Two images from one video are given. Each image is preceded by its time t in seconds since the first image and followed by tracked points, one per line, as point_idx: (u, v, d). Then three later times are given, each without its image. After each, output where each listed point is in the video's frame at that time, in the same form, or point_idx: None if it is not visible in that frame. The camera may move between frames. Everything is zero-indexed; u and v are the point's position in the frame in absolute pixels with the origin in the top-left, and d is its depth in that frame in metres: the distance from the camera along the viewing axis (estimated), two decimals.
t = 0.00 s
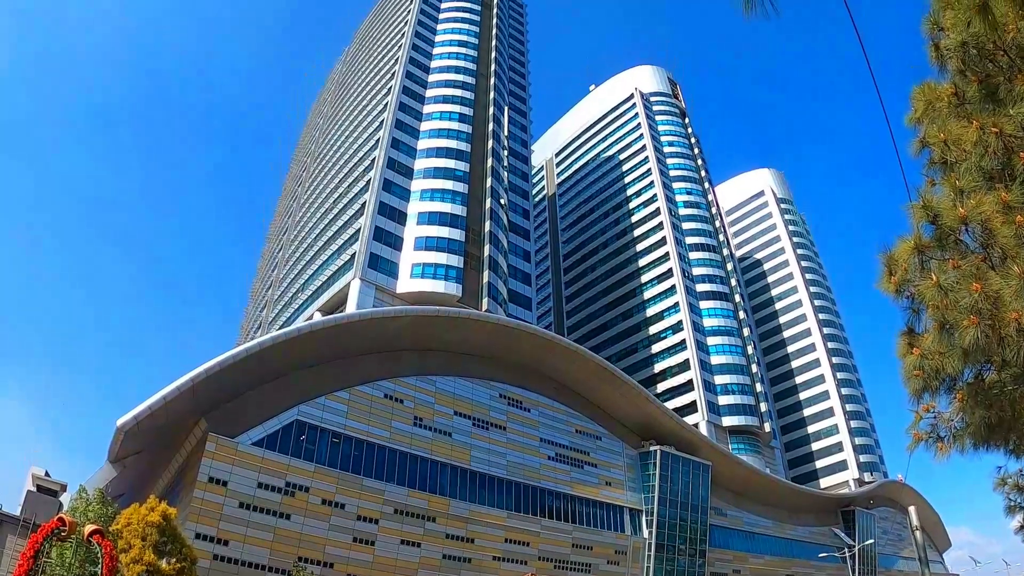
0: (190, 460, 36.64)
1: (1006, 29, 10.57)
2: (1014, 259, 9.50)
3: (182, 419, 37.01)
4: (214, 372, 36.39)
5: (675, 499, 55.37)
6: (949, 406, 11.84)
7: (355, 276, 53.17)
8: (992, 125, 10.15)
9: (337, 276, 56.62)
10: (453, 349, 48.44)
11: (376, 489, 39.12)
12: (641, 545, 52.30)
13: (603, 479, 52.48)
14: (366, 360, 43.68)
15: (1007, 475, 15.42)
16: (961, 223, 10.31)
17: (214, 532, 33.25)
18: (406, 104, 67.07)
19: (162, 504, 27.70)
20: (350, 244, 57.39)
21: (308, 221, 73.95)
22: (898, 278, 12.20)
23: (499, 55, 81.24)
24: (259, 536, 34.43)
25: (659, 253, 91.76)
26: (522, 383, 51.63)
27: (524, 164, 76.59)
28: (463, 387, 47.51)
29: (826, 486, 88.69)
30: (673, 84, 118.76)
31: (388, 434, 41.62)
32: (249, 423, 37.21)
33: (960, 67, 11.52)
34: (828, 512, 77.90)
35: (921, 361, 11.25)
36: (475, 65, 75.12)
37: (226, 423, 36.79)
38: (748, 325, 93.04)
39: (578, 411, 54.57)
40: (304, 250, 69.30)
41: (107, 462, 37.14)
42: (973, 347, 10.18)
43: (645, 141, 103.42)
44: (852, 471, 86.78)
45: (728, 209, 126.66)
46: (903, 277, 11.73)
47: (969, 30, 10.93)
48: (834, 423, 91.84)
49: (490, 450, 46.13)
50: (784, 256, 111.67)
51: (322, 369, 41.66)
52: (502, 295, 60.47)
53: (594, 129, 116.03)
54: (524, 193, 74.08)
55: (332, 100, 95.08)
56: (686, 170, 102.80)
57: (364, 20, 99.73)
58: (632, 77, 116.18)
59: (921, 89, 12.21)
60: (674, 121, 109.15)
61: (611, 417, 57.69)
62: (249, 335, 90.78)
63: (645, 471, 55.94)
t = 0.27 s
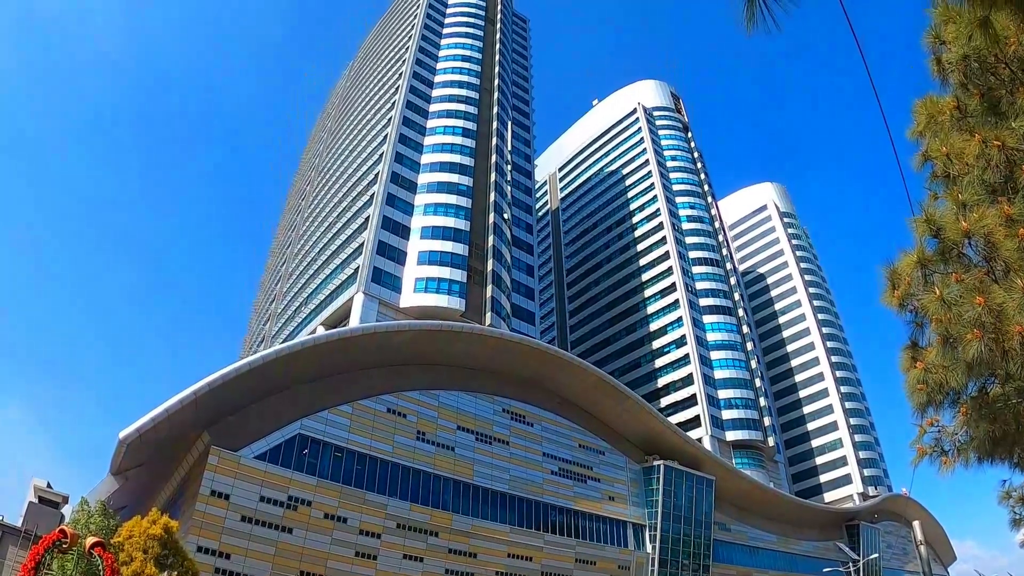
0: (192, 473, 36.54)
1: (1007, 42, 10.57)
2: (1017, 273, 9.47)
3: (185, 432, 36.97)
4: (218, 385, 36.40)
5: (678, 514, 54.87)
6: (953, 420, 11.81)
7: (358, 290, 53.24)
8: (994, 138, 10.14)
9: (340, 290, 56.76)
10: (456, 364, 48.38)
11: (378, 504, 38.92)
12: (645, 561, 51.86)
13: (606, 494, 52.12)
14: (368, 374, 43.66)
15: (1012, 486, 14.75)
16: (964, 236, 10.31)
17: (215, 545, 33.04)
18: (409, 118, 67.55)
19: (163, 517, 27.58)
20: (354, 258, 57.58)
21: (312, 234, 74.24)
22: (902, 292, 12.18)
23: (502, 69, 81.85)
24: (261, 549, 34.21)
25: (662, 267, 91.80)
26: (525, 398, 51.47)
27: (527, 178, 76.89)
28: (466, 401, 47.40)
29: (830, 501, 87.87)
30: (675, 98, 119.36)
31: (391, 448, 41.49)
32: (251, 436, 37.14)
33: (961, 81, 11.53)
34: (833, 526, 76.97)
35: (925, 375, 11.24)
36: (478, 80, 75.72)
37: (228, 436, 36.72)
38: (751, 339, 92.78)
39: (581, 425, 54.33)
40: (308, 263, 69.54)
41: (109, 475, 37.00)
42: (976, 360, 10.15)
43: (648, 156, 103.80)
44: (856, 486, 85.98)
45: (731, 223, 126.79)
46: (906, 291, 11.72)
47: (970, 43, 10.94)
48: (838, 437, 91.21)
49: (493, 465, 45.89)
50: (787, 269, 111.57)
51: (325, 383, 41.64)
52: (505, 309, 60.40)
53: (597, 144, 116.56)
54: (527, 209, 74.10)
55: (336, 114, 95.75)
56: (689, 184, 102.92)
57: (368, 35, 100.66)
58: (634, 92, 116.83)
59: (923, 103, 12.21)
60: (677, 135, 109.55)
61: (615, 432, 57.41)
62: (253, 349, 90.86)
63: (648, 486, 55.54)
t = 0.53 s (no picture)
0: (190, 481, 36.36)
1: (1004, 55, 10.60)
2: (1015, 284, 9.47)
3: (183, 441, 36.85)
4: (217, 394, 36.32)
5: (677, 525, 54.56)
6: (952, 432, 11.80)
7: (357, 300, 53.27)
8: (992, 150, 10.15)
9: (339, 299, 56.77)
10: (454, 374, 48.31)
11: (376, 514, 38.73)
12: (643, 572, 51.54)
13: (604, 505, 51.89)
14: (367, 384, 43.60)
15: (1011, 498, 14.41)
16: (962, 248, 10.33)
17: (212, 554, 32.83)
18: (410, 128, 67.81)
19: (160, 526, 27.46)
20: (353, 268, 57.66)
21: (312, 243, 74.28)
22: (901, 303, 12.21)
23: (502, 80, 82.28)
24: (258, 558, 33.98)
25: (661, 278, 91.95)
26: (524, 409, 51.37)
27: (527, 189, 77.10)
28: (465, 412, 47.30)
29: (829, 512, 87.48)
30: (675, 110, 119.90)
31: (389, 458, 41.34)
32: (250, 445, 37.02)
33: (959, 93, 11.53)
34: (831, 537, 76.52)
35: (923, 386, 11.25)
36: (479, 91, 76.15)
37: (226, 444, 36.59)
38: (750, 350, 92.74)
39: (580, 436, 54.17)
40: (307, 273, 69.56)
41: (106, 483, 36.70)
42: (975, 372, 10.15)
43: (647, 167, 104.15)
44: (855, 497, 85.61)
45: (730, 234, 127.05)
46: (905, 302, 11.75)
47: (967, 55, 10.97)
48: (837, 448, 91.00)
49: (491, 476, 45.72)
50: (786, 280, 111.76)
51: (324, 393, 41.55)
52: (504, 319, 60.40)
53: (596, 155, 116.97)
54: (527, 219, 74.42)
55: (336, 123, 96.07)
56: (688, 196, 103.14)
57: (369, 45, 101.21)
58: (634, 103, 117.40)
59: (922, 115, 12.24)
60: (676, 146, 109.95)
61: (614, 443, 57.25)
62: (251, 359, 90.72)
63: (647, 497, 55.29)
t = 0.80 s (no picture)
0: (185, 490, 36.11)
1: (999, 64, 10.66)
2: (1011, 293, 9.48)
3: (178, 449, 36.66)
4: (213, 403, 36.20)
5: (674, 536, 54.25)
6: (948, 442, 11.79)
7: (353, 310, 53.20)
8: (987, 160, 10.20)
9: (335, 309, 56.69)
10: (451, 384, 48.22)
11: (372, 524, 38.45)
12: None
13: (601, 515, 51.65)
14: (363, 394, 43.49)
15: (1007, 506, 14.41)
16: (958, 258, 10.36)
17: (207, 563, 32.47)
18: (406, 138, 68.03)
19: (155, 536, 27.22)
20: (349, 278, 57.66)
21: (308, 253, 74.18)
22: (897, 313, 12.24)
23: (499, 91, 82.68)
24: (253, 569, 33.62)
25: (657, 288, 92.15)
26: (521, 419, 51.24)
27: (524, 199, 77.33)
28: (461, 422, 47.15)
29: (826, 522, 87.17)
30: (671, 120, 120.50)
31: (385, 468, 41.12)
32: (245, 454, 36.85)
33: (954, 104, 11.60)
34: (829, 548, 76.21)
35: (919, 396, 11.25)
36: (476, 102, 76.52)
37: (222, 454, 36.40)
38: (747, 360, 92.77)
39: (576, 446, 54.02)
40: (303, 282, 69.45)
41: (101, 491, 36.34)
42: (971, 382, 10.15)
43: (644, 178, 104.49)
44: (852, 507, 85.37)
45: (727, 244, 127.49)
46: (900, 312, 11.78)
47: (962, 66, 11.03)
48: (834, 457, 90.89)
49: (487, 486, 45.49)
50: (782, 291, 112.09)
51: (320, 403, 41.42)
52: (501, 330, 60.34)
53: (593, 165, 117.42)
54: (524, 229, 74.62)
55: (333, 133, 96.23)
56: (685, 206, 103.39)
57: (367, 56, 101.63)
58: (630, 114, 118.02)
59: (917, 125, 12.31)
60: (673, 157, 110.32)
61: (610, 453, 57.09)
62: (246, 369, 90.33)
63: (643, 508, 55.07)
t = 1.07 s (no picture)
0: (181, 496, 35.87)
1: (994, 70, 10.70)
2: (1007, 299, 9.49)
3: (174, 455, 36.46)
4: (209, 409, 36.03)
5: (671, 542, 54.07)
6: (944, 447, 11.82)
7: (350, 316, 53.10)
8: (982, 165, 10.22)
9: (331, 315, 56.57)
10: (447, 391, 48.17)
11: (368, 530, 38.27)
12: None
13: (597, 521, 51.53)
14: (359, 400, 43.40)
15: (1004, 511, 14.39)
16: (953, 263, 10.37)
17: (202, 570, 32.22)
18: (403, 144, 68.07)
19: (151, 542, 27.04)
20: (345, 284, 57.59)
21: (305, 259, 74.06)
22: (893, 319, 12.27)
23: (495, 97, 82.83)
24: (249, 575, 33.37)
25: (654, 294, 92.29)
26: (517, 426, 51.17)
27: (520, 205, 77.44)
28: (458, 428, 47.07)
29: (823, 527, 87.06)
30: (667, 126, 120.83)
31: (381, 475, 40.98)
32: (242, 460, 36.68)
33: (950, 109, 11.63)
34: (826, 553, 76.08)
35: (915, 402, 11.27)
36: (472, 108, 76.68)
37: (219, 460, 36.21)
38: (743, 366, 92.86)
39: (573, 453, 53.94)
40: (300, 288, 69.32)
41: (96, 497, 36.04)
42: (968, 387, 10.16)
43: (640, 184, 104.66)
44: (849, 512, 85.32)
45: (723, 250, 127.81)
46: (896, 317, 11.82)
47: (958, 71, 11.05)
48: (830, 462, 90.92)
49: (484, 492, 45.36)
50: (778, 296, 112.35)
51: (316, 409, 41.31)
52: (497, 336, 60.28)
53: (589, 172, 117.62)
54: (520, 235, 74.70)
55: (330, 138, 96.26)
56: (682, 212, 103.61)
57: (363, 62, 101.80)
58: (626, 120, 118.33)
59: (912, 131, 12.38)
60: (669, 163, 110.52)
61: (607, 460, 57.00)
62: (243, 375, 89.99)
63: (640, 514, 54.96)
